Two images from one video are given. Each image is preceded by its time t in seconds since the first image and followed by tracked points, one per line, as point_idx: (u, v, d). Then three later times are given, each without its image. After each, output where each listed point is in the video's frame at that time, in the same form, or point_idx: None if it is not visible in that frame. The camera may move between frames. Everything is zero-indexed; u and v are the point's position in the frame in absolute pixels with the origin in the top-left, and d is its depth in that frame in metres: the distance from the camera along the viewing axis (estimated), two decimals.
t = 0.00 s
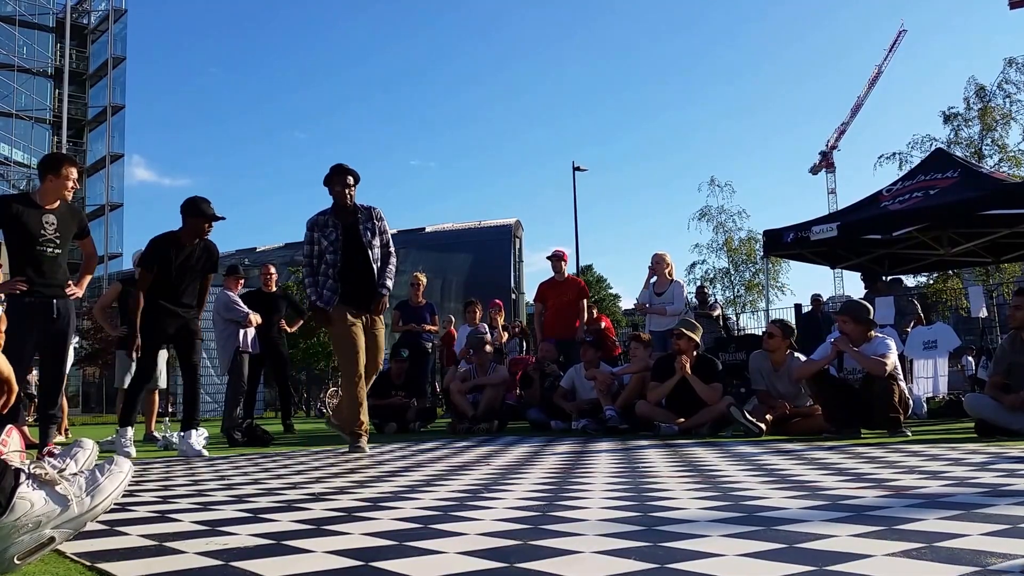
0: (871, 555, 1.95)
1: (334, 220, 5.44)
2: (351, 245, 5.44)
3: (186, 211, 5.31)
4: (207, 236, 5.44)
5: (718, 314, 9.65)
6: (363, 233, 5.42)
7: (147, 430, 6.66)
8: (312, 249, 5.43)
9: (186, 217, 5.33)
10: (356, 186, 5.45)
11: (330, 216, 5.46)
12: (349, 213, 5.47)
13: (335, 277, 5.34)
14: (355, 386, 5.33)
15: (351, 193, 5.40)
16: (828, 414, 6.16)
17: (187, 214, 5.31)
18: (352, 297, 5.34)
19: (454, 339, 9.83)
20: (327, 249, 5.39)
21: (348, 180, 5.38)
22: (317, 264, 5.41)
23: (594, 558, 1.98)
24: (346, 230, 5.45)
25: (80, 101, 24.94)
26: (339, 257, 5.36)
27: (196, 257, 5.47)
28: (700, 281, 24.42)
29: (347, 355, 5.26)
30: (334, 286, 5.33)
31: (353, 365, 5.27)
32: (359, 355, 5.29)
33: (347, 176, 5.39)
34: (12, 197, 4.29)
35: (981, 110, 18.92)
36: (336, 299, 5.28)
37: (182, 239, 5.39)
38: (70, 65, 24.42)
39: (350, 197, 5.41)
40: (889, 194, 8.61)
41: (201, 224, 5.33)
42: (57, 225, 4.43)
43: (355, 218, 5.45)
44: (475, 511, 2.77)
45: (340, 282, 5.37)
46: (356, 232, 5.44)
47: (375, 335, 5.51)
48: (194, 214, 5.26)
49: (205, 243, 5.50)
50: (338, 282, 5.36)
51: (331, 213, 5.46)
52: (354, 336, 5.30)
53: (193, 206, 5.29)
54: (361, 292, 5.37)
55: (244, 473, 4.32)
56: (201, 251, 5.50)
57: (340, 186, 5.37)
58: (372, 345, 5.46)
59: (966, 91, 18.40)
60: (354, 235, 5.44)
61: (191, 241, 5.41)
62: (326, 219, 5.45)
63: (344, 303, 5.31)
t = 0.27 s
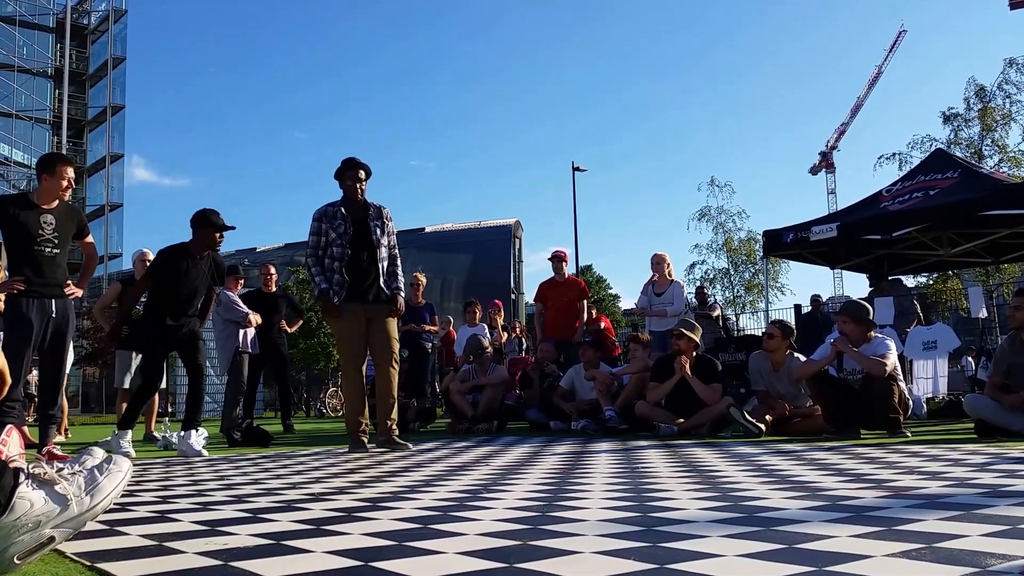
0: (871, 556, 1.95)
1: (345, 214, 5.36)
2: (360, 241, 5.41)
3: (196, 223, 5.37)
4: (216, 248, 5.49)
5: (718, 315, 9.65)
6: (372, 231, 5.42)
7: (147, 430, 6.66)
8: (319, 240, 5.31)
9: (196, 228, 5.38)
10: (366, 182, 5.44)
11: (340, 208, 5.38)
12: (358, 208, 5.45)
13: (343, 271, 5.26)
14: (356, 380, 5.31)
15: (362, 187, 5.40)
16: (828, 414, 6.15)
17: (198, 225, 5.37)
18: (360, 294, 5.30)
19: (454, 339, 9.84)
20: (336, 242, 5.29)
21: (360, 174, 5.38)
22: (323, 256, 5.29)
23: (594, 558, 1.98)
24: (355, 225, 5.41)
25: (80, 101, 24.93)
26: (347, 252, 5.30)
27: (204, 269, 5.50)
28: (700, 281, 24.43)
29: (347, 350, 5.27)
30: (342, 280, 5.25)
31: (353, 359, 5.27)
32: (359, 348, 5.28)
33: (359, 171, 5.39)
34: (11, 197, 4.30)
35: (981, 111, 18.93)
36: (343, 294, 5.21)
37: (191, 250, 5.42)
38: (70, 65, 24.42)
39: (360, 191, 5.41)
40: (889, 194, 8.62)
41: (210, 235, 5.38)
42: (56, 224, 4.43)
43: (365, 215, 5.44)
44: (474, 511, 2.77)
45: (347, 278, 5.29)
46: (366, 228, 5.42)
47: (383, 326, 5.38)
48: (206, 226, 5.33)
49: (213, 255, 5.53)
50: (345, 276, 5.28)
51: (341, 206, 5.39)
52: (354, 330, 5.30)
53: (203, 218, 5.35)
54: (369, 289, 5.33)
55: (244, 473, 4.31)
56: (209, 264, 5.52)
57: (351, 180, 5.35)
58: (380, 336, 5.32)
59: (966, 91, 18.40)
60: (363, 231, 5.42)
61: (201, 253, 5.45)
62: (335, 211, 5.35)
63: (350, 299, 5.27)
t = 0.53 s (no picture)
0: (870, 557, 1.95)
1: (355, 212, 5.29)
2: (369, 238, 5.31)
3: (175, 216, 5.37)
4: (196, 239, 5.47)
5: (718, 315, 9.66)
6: (383, 228, 5.32)
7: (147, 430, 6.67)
8: (327, 236, 5.28)
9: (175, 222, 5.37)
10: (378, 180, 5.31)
11: (350, 205, 5.32)
12: (369, 205, 5.34)
13: (351, 270, 5.21)
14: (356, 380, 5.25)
15: (374, 184, 5.27)
16: (827, 414, 6.13)
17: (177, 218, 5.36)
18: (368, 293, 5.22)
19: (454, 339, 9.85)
20: (344, 239, 5.24)
21: (371, 174, 5.24)
22: (331, 253, 5.25)
23: (593, 559, 1.98)
24: (365, 222, 5.34)
25: (80, 101, 24.94)
26: (355, 249, 5.24)
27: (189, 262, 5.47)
28: (700, 282, 24.43)
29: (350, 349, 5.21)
30: (350, 279, 5.20)
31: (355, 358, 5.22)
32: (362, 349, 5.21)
33: (370, 167, 5.24)
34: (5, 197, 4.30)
35: (981, 111, 18.93)
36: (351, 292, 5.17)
37: (173, 243, 5.41)
38: (70, 65, 24.41)
39: (372, 188, 5.29)
40: (889, 194, 8.63)
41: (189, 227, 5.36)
42: (52, 223, 4.42)
43: (376, 212, 5.34)
44: (474, 512, 2.77)
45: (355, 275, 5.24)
46: (376, 225, 5.34)
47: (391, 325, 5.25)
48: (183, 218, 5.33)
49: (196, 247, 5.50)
50: (352, 274, 5.23)
51: (352, 203, 5.32)
52: (359, 329, 5.21)
53: (181, 211, 5.34)
54: (377, 286, 5.24)
55: (243, 473, 4.31)
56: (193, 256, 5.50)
57: (362, 177, 5.23)
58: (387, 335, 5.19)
59: (966, 92, 18.40)
60: (373, 229, 5.33)
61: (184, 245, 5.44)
62: (345, 208, 5.30)
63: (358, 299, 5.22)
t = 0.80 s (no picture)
0: (870, 557, 1.95)
1: (372, 207, 5.18)
2: (386, 234, 5.20)
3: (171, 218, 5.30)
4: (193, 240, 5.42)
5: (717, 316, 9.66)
6: (400, 224, 5.20)
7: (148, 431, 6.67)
8: (343, 232, 5.18)
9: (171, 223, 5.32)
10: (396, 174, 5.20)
11: (367, 200, 5.20)
12: (387, 201, 5.22)
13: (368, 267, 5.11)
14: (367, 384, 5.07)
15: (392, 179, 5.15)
16: (827, 415, 6.12)
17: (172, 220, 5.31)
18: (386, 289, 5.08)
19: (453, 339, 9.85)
20: (361, 235, 5.15)
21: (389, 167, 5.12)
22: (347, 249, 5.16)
23: (593, 559, 1.98)
24: (382, 217, 5.22)
25: (80, 101, 24.95)
26: (372, 246, 5.14)
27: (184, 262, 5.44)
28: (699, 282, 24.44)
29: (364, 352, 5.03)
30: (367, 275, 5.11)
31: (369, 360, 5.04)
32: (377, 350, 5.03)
33: (388, 161, 5.13)
34: None
35: (980, 112, 18.94)
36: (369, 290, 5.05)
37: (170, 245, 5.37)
38: (70, 65, 24.41)
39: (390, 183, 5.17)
40: (889, 194, 8.64)
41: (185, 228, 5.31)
42: (40, 221, 4.39)
43: (393, 206, 5.22)
44: (474, 512, 2.77)
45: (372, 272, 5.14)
46: (394, 221, 5.22)
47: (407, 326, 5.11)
48: (179, 220, 5.26)
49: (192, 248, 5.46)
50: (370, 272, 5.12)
51: (369, 198, 5.20)
52: (374, 331, 5.03)
53: (177, 212, 5.28)
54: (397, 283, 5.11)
55: (242, 473, 4.31)
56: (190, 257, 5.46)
57: (380, 171, 5.12)
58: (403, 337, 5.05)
59: (966, 92, 18.41)
60: (390, 225, 5.21)
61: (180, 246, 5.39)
62: (361, 203, 5.19)
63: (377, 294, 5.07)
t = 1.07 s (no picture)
0: (869, 557, 1.95)
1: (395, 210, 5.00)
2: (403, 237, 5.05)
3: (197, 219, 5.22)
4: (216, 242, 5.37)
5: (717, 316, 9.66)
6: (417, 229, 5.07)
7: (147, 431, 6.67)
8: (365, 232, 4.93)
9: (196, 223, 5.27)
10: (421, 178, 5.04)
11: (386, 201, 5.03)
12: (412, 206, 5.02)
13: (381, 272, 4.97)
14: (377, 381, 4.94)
15: (419, 185, 4.99)
16: (827, 415, 6.13)
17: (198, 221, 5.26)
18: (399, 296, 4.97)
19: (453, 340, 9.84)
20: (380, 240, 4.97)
21: (415, 170, 4.96)
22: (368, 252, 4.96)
23: (593, 559, 1.98)
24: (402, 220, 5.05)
25: (80, 101, 24.93)
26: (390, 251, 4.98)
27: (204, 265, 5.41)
28: (699, 282, 24.45)
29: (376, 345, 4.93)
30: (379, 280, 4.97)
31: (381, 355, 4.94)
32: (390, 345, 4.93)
33: (416, 166, 4.97)
34: None
35: (980, 113, 18.96)
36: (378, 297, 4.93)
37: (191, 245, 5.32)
38: (70, 65, 24.40)
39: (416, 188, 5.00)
40: (889, 195, 8.64)
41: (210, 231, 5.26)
42: (24, 219, 4.16)
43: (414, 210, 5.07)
44: (474, 513, 2.77)
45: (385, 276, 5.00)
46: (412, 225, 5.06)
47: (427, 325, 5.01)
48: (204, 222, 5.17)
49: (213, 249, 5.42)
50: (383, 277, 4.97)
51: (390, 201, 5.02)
52: (389, 324, 4.94)
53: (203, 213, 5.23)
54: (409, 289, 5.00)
55: (243, 473, 4.32)
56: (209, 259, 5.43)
57: (407, 175, 4.95)
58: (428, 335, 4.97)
59: (965, 93, 18.41)
60: (408, 231, 5.06)
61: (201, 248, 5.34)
62: (383, 204, 5.01)
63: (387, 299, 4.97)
